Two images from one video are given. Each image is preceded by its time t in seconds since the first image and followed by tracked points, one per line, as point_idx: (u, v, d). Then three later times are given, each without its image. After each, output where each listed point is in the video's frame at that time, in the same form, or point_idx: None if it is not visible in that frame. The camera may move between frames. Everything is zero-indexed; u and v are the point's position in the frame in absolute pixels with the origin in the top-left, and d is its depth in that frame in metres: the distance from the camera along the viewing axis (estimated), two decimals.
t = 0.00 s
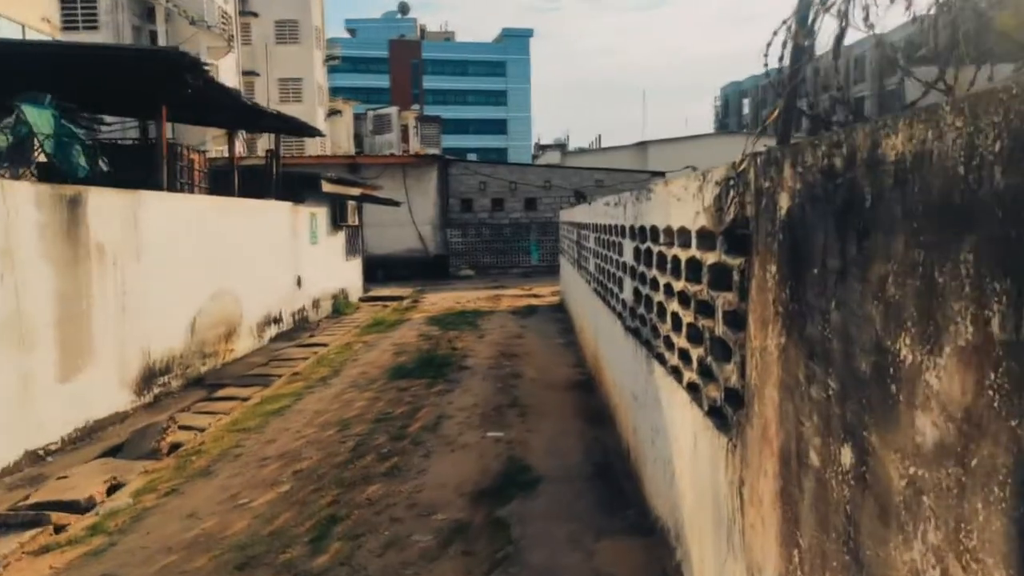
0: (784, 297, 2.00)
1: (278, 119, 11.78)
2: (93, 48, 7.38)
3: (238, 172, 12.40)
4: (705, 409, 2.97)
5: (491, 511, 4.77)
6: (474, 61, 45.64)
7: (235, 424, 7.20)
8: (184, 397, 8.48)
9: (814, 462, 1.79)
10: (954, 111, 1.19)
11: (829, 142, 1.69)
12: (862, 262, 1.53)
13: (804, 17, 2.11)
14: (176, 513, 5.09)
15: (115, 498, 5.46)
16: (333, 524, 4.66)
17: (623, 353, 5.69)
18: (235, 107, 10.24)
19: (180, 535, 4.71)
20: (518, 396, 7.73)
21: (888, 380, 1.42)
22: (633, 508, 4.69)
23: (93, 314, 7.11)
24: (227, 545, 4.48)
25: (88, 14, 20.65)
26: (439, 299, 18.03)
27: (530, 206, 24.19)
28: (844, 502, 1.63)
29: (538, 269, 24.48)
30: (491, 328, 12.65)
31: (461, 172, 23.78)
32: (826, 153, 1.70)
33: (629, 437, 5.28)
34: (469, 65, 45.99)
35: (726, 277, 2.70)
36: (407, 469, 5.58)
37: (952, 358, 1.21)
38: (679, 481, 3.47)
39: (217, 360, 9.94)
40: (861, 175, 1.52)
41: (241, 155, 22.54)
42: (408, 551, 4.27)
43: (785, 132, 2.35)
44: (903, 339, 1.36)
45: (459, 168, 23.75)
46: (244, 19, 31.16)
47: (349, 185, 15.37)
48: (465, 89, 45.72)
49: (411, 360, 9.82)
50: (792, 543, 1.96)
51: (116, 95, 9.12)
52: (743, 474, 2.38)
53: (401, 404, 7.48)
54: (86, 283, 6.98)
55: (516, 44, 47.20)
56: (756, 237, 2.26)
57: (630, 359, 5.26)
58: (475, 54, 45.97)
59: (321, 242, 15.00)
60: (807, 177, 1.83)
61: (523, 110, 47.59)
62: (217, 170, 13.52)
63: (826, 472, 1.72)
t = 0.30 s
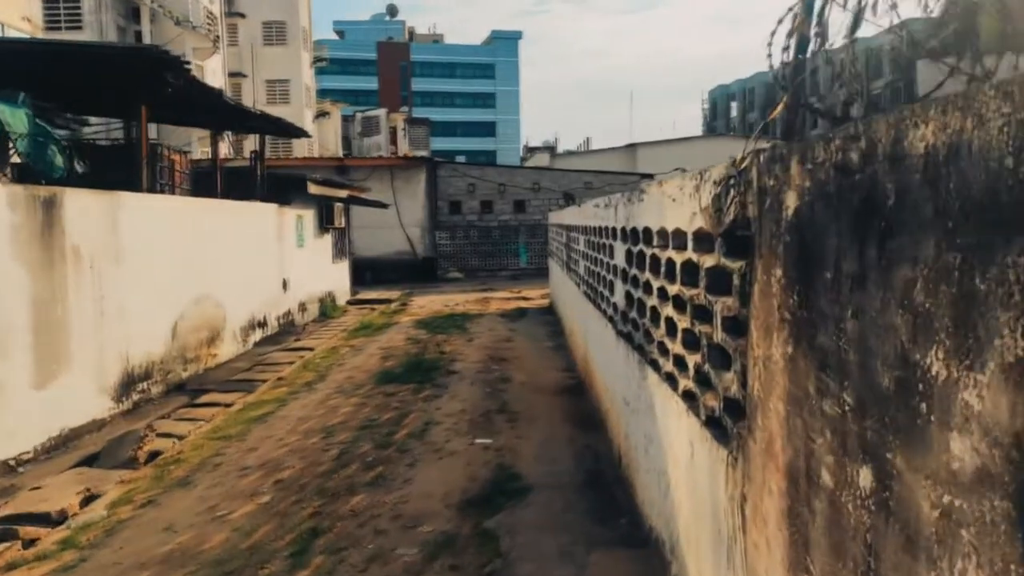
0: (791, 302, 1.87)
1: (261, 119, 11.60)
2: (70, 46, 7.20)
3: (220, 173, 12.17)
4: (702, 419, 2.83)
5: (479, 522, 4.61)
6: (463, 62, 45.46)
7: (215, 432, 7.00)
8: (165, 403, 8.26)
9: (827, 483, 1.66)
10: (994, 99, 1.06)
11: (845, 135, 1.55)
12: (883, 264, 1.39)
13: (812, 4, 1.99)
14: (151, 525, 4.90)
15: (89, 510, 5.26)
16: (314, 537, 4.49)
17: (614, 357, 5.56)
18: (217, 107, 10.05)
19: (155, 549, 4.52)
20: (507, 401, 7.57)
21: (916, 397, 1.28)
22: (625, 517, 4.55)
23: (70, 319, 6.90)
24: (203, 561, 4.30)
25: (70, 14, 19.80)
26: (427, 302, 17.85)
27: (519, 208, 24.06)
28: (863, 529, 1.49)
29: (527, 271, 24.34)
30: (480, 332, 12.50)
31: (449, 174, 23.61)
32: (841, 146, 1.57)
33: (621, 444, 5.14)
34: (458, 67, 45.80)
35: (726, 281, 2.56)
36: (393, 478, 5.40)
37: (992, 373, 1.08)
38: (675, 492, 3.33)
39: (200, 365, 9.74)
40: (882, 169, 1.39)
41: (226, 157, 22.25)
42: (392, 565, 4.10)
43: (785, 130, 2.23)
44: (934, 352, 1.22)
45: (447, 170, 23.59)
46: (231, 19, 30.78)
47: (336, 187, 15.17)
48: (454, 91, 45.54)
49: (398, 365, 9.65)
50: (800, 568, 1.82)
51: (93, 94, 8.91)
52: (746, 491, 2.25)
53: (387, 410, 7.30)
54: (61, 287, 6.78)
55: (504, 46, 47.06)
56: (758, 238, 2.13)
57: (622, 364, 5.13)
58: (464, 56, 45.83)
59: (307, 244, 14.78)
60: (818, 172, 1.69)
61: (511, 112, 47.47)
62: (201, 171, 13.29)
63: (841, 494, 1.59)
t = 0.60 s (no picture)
0: (805, 305, 1.73)
1: (248, 117, 11.42)
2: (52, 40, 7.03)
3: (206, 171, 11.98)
4: (704, 426, 2.71)
5: (469, 529, 4.48)
6: (454, 62, 45.31)
7: (199, 436, 6.83)
8: (149, 406, 8.08)
9: (845, 500, 1.54)
10: None
11: (868, 122, 1.42)
12: (912, 264, 1.27)
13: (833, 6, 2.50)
14: (131, 534, 4.74)
15: (67, 517, 5.09)
16: (300, 545, 4.35)
17: (609, 359, 5.43)
18: (202, 104, 9.88)
19: (134, 559, 4.37)
20: (499, 403, 7.44)
21: (953, 410, 1.16)
22: (620, 524, 4.42)
23: (50, 320, 6.72)
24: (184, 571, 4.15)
25: (58, 11, 19.50)
26: (418, 302, 17.70)
27: (510, 208, 23.95)
28: (887, 553, 1.37)
29: (519, 271, 24.22)
30: (471, 332, 12.37)
31: (440, 174, 23.47)
32: (862, 135, 1.44)
33: (615, 448, 5.03)
34: (449, 67, 45.63)
35: (729, 281, 2.45)
36: (381, 483, 5.26)
37: None
38: (673, 501, 3.21)
39: (186, 366, 9.55)
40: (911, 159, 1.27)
41: (214, 156, 21.97)
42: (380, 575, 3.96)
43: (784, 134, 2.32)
44: (976, 362, 1.10)
45: (438, 169, 23.45)
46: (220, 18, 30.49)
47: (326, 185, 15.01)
48: (445, 91, 45.36)
49: (387, 366, 9.49)
50: None
51: (75, 90, 8.72)
52: (752, 504, 2.12)
53: (376, 413, 7.16)
54: (41, 287, 6.60)
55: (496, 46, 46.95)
56: (767, 236, 1.99)
57: (616, 367, 5.00)
58: (454, 56, 45.68)
59: (296, 244, 14.61)
60: (837, 164, 1.56)
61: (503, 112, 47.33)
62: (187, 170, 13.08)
63: (861, 513, 1.47)
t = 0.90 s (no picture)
0: (828, 312, 1.59)
1: (235, 114, 11.21)
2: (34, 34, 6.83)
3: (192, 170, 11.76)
4: (707, 436, 2.57)
5: (462, 539, 4.32)
6: (446, 61, 45.12)
7: (184, 440, 6.64)
8: (133, 410, 7.88)
9: (878, 529, 1.40)
10: None
11: (906, 110, 1.27)
12: (962, 270, 1.13)
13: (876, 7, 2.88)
14: (110, 544, 4.55)
15: (44, 527, 4.90)
16: (285, 557, 4.18)
17: (605, 362, 5.30)
18: (189, 101, 9.67)
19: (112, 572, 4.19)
20: (492, 406, 7.29)
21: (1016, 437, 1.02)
22: (617, 533, 4.28)
23: (29, 322, 6.50)
24: None
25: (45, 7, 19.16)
26: (410, 302, 17.52)
27: (503, 207, 23.79)
28: None
29: (512, 270, 24.07)
30: (464, 333, 12.21)
31: (432, 172, 23.29)
32: (901, 125, 1.29)
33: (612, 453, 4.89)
34: (441, 66, 45.44)
35: (737, 283, 2.31)
36: (370, 490, 5.10)
37: None
38: (675, 513, 3.07)
39: (172, 368, 9.36)
40: (961, 151, 1.13)
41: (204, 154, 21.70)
42: None
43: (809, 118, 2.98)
44: None
45: (430, 168, 23.28)
46: (210, 15, 30.17)
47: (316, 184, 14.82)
48: (437, 90, 45.16)
49: (378, 368, 9.32)
50: None
51: (57, 85, 8.50)
52: (765, 524, 1.98)
53: (366, 417, 6.99)
54: (20, 288, 6.39)
55: (488, 45, 46.80)
56: (782, 237, 1.84)
57: (612, 371, 4.87)
58: (446, 55, 45.49)
59: (286, 243, 14.41)
60: (865, 156, 1.42)
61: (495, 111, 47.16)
62: (174, 168, 12.86)
63: (899, 545, 1.33)
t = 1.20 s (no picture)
0: (860, 325, 1.46)
1: (221, 112, 10.99)
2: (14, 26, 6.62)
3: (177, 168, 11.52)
4: (715, 451, 2.43)
5: (454, 552, 4.17)
6: (438, 59, 44.88)
7: (167, 447, 6.45)
8: (116, 414, 7.68)
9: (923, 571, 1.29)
10: None
11: (953, 102, 1.14)
12: None
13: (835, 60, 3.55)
14: (87, 558, 4.37)
15: (19, 539, 4.70)
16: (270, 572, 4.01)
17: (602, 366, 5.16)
18: (174, 97, 9.46)
19: None
20: (485, 410, 7.14)
21: None
22: (615, 544, 4.14)
23: (9, 325, 6.30)
24: None
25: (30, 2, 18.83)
26: (401, 302, 17.35)
27: (495, 206, 23.62)
28: None
29: (504, 270, 23.91)
30: (456, 333, 12.05)
31: (423, 171, 23.11)
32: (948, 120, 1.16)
33: (609, 461, 4.75)
34: (433, 64, 45.17)
35: (748, 290, 2.17)
36: (359, 500, 4.93)
37: None
38: (677, 527, 2.94)
39: (158, 370, 9.16)
40: None
41: (192, 152, 21.40)
42: None
43: (832, 106, 4.27)
44: None
45: (421, 166, 23.08)
46: (199, 12, 29.82)
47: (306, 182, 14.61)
48: (429, 88, 44.90)
49: (369, 370, 9.14)
50: None
51: (37, 79, 8.27)
52: (784, 552, 1.85)
53: (356, 421, 6.82)
54: None
55: (480, 43, 46.56)
56: (802, 242, 1.70)
57: (609, 375, 4.73)
58: (437, 53, 45.26)
59: (275, 243, 14.20)
60: (904, 153, 1.28)
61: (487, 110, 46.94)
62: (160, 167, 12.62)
63: None
